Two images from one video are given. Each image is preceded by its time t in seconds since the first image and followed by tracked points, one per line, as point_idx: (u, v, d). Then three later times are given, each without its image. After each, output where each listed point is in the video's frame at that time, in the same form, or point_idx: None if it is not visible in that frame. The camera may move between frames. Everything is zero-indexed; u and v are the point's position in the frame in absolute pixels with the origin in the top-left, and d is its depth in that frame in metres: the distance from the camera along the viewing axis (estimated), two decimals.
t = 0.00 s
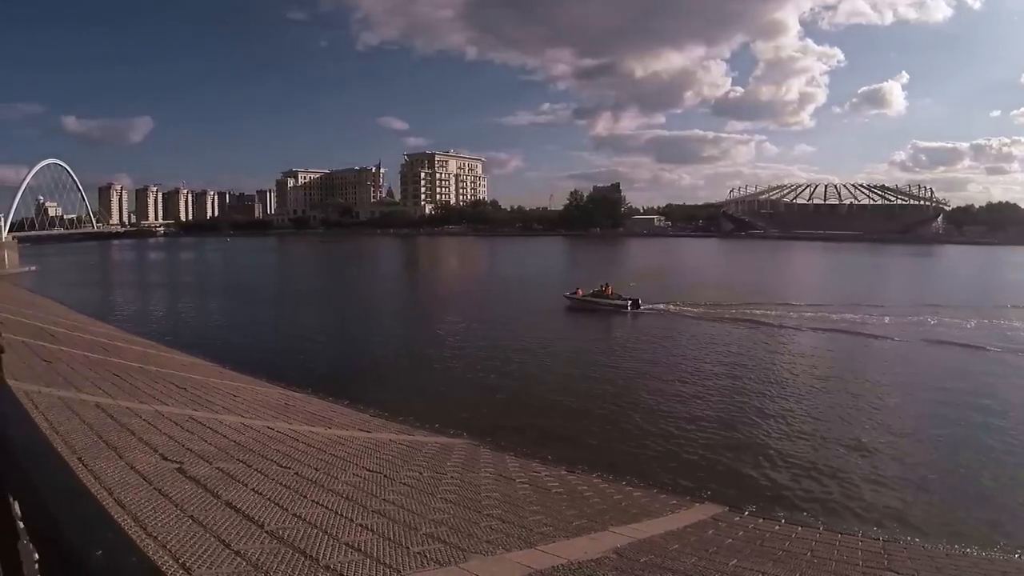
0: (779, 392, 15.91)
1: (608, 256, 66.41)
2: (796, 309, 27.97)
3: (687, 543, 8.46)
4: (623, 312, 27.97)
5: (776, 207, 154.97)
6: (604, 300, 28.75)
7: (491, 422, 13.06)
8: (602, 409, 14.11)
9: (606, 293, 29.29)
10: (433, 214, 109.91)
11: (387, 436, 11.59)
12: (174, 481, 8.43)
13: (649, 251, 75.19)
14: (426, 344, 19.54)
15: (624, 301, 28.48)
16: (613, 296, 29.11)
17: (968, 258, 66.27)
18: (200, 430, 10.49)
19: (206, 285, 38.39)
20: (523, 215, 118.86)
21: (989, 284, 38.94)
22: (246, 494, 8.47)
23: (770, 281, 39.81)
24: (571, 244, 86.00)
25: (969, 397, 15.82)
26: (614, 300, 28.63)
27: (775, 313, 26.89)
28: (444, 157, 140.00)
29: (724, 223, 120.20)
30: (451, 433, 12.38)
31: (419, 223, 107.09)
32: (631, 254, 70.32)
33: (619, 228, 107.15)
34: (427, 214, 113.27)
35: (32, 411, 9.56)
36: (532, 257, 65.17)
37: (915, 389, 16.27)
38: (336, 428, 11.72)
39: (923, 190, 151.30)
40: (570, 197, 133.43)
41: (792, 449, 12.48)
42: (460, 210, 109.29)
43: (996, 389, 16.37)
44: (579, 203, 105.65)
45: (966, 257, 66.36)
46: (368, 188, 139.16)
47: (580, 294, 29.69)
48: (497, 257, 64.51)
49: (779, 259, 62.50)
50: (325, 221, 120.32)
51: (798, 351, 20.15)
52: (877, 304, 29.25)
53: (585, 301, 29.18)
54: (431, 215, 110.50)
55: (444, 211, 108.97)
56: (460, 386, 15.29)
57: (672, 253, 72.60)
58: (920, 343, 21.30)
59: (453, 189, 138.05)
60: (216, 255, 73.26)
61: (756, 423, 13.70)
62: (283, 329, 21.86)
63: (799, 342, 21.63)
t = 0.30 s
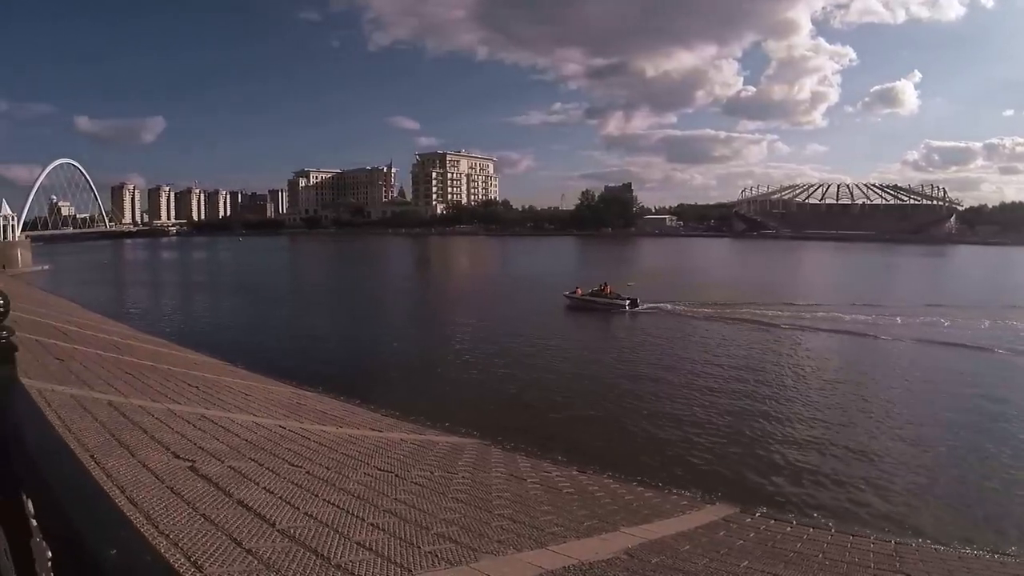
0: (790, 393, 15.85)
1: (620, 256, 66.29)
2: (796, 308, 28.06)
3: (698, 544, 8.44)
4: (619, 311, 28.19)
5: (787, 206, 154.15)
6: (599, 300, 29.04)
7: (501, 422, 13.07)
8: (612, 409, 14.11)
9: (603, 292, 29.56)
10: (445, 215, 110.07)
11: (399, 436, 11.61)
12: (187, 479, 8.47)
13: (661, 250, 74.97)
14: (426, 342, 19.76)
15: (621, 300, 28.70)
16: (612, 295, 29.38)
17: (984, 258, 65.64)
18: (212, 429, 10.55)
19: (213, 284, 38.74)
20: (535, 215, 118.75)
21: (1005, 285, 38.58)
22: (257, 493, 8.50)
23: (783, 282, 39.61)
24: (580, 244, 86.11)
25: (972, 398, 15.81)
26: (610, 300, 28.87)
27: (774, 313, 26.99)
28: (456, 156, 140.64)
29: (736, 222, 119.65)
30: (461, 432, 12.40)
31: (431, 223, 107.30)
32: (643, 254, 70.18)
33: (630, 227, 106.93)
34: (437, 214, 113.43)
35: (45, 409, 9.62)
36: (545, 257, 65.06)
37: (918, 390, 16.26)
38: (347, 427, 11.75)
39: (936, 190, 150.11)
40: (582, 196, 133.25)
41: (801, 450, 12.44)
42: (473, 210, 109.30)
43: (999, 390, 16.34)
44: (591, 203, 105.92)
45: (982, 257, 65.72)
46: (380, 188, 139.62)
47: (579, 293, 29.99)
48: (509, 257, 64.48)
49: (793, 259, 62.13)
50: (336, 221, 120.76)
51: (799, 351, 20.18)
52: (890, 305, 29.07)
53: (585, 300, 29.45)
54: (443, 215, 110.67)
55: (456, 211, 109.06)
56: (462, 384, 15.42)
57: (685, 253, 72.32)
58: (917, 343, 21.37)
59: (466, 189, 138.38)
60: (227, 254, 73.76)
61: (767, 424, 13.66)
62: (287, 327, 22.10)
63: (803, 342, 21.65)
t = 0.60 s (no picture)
0: (801, 395, 15.79)
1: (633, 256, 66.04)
2: (797, 309, 28.08)
3: (710, 546, 8.42)
4: (618, 310, 28.30)
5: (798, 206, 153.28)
6: (599, 299, 29.18)
7: (511, 421, 13.09)
8: (623, 409, 14.11)
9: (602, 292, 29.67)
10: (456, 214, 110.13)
11: (410, 435, 11.64)
12: (200, 478, 8.51)
13: (673, 251, 74.65)
14: (427, 341, 19.88)
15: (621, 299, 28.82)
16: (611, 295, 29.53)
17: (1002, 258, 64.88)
18: (224, 427, 10.60)
19: (219, 284, 39.03)
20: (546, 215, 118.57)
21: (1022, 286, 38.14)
22: (269, 491, 8.54)
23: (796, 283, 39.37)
24: (591, 243, 86.17)
25: (979, 399, 15.73)
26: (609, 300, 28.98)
27: (777, 313, 27.01)
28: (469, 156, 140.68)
29: (748, 222, 119.04)
30: (473, 432, 12.43)
31: (443, 223, 107.42)
32: (655, 254, 69.91)
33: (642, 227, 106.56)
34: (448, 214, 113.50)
35: (60, 406, 9.69)
36: (558, 257, 64.90)
37: (924, 391, 16.21)
38: (358, 427, 11.78)
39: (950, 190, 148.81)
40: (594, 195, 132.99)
41: (814, 452, 12.40)
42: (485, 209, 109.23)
43: (1011, 393, 16.21)
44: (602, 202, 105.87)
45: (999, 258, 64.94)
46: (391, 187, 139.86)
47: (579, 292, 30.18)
48: (521, 257, 64.36)
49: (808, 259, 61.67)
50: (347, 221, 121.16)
51: (805, 352, 20.15)
52: (903, 306, 28.86)
53: (585, 301, 29.61)
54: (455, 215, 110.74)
55: (468, 211, 109.09)
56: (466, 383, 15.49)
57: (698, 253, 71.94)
58: (917, 343, 21.36)
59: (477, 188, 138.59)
60: (239, 253, 74.16)
61: (778, 426, 13.62)
62: (291, 326, 22.25)
63: (809, 343, 21.61)
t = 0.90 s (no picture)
0: (814, 397, 15.75)
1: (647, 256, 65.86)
2: (800, 309, 28.12)
3: (721, 547, 8.40)
4: (618, 310, 28.54)
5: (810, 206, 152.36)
6: (600, 299, 29.51)
7: (523, 421, 13.12)
8: (635, 410, 14.11)
9: (603, 292, 29.95)
10: (469, 215, 110.29)
11: (422, 434, 11.69)
12: (212, 476, 8.54)
13: (686, 251, 74.37)
14: (429, 340, 20.05)
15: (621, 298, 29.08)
16: (611, 294, 29.82)
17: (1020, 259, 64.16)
18: (237, 426, 10.66)
19: (228, 283, 39.37)
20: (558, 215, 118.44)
21: None
22: (281, 490, 8.56)
23: (809, 283, 39.19)
24: (604, 244, 86.16)
25: (985, 400, 15.70)
26: (609, 299, 29.26)
27: (779, 314, 27.07)
28: (483, 156, 140.57)
29: (762, 223, 118.47)
30: (484, 431, 12.46)
31: (455, 223, 107.65)
32: (668, 254, 69.83)
33: (655, 227, 106.19)
34: (458, 214, 113.60)
35: (73, 404, 9.74)
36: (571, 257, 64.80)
37: (932, 393, 16.16)
38: (371, 426, 11.83)
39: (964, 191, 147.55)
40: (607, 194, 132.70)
41: (825, 453, 12.37)
42: (497, 209, 109.22)
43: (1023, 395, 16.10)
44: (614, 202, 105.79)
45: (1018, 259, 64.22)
46: (403, 186, 140.16)
47: (579, 292, 30.58)
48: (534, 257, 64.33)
49: (823, 260, 61.32)
50: (359, 221, 121.52)
51: (817, 354, 20.08)
52: (916, 307, 28.67)
53: (585, 301, 29.95)
54: (468, 215, 110.89)
55: (480, 211, 109.13)
56: (475, 382, 15.55)
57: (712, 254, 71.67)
58: (920, 344, 21.35)
59: (490, 189, 138.60)
60: (252, 253, 74.62)
61: (790, 428, 13.59)
62: (294, 325, 22.50)
63: (815, 344, 21.62)
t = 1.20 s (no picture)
0: (827, 398, 15.68)
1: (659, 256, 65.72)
2: (803, 309, 28.08)
3: (733, 548, 8.37)
4: (616, 309, 28.75)
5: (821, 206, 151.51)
6: (598, 297, 29.74)
7: (534, 421, 13.13)
8: (645, 410, 14.10)
9: (601, 291, 30.17)
10: (481, 215, 110.51)
11: (434, 434, 11.72)
12: (223, 475, 8.57)
13: (698, 251, 74.15)
14: (431, 339, 20.20)
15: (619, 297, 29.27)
16: (610, 293, 30.02)
17: None
18: (249, 425, 10.70)
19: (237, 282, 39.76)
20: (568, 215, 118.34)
21: None
22: (293, 489, 8.59)
23: (820, 283, 39.03)
24: (615, 243, 86.00)
25: (992, 402, 15.62)
26: (607, 298, 29.48)
27: (782, 314, 27.08)
28: (495, 155, 140.46)
29: (773, 223, 117.99)
30: (495, 431, 12.48)
31: (467, 223, 107.82)
32: (679, 254, 69.69)
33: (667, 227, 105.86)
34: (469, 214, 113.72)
35: (86, 402, 9.79)
36: (583, 257, 64.73)
37: (942, 395, 16.07)
38: (383, 425, 11.85)
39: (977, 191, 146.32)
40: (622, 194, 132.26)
41: (838, 453, 12.35)
42: (509, 209, 109.28)
43: None
44: (625, 202, 105.69)
45: None
46: (413, 185, 140.36)
47: (579, 291, 30.82)
48: (546, 257, 64.33)
49: (836, 260, 60.99)
50: (370, 221, 121.90)
51: (828, 355, 20.02)
52: (927, 307, 28.52)
53: (584, 300, 30.20)
54: (480, 215, 111.07)
55: (491, 211, 109.24)
56: (484, 382, 15.58)
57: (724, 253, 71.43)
58: (923, 345, 21.29)
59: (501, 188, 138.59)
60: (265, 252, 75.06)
61: (802, 429, 13.55)
62: (297, 323, 22.78)
63: (825, 345, 21.54)
